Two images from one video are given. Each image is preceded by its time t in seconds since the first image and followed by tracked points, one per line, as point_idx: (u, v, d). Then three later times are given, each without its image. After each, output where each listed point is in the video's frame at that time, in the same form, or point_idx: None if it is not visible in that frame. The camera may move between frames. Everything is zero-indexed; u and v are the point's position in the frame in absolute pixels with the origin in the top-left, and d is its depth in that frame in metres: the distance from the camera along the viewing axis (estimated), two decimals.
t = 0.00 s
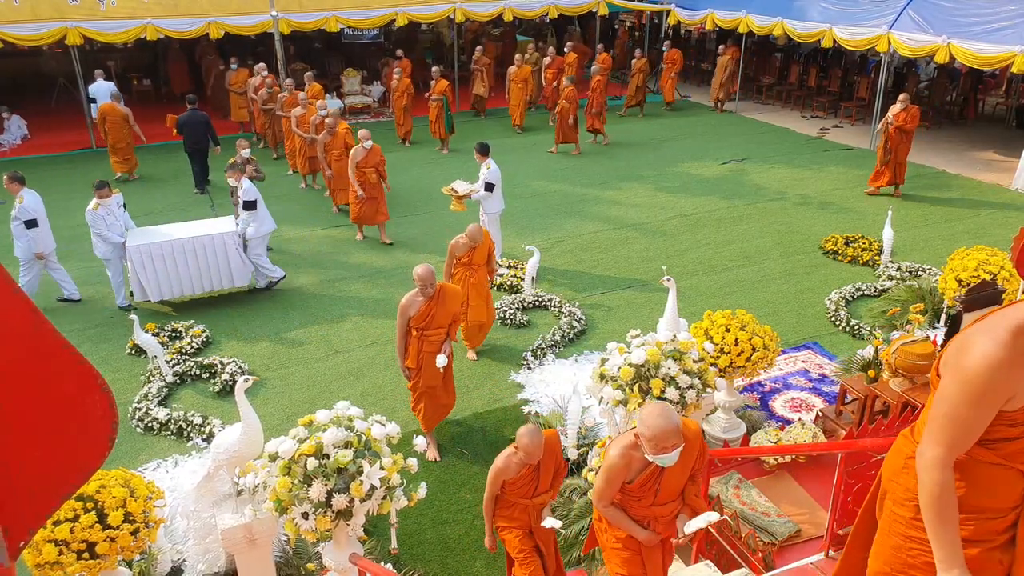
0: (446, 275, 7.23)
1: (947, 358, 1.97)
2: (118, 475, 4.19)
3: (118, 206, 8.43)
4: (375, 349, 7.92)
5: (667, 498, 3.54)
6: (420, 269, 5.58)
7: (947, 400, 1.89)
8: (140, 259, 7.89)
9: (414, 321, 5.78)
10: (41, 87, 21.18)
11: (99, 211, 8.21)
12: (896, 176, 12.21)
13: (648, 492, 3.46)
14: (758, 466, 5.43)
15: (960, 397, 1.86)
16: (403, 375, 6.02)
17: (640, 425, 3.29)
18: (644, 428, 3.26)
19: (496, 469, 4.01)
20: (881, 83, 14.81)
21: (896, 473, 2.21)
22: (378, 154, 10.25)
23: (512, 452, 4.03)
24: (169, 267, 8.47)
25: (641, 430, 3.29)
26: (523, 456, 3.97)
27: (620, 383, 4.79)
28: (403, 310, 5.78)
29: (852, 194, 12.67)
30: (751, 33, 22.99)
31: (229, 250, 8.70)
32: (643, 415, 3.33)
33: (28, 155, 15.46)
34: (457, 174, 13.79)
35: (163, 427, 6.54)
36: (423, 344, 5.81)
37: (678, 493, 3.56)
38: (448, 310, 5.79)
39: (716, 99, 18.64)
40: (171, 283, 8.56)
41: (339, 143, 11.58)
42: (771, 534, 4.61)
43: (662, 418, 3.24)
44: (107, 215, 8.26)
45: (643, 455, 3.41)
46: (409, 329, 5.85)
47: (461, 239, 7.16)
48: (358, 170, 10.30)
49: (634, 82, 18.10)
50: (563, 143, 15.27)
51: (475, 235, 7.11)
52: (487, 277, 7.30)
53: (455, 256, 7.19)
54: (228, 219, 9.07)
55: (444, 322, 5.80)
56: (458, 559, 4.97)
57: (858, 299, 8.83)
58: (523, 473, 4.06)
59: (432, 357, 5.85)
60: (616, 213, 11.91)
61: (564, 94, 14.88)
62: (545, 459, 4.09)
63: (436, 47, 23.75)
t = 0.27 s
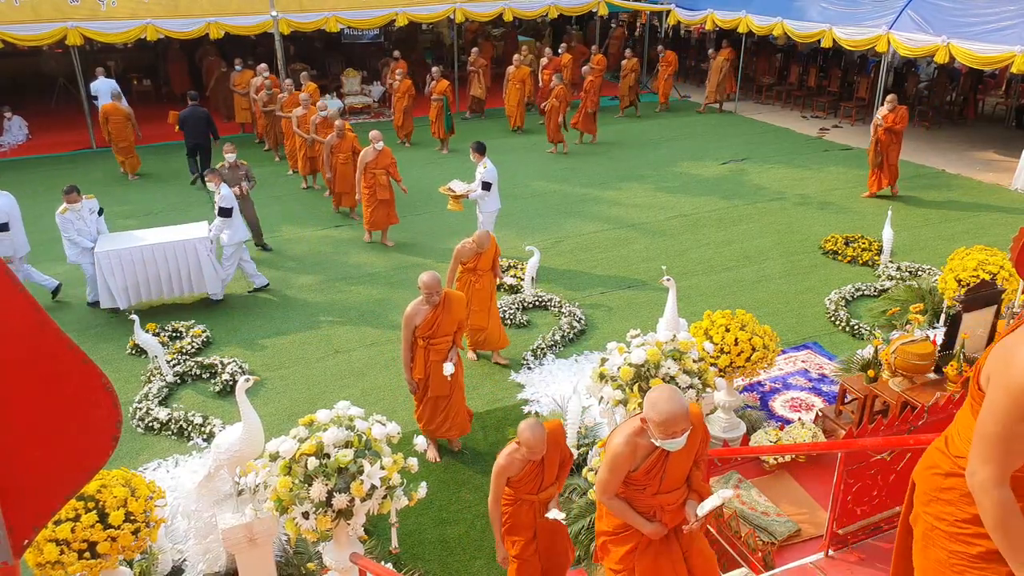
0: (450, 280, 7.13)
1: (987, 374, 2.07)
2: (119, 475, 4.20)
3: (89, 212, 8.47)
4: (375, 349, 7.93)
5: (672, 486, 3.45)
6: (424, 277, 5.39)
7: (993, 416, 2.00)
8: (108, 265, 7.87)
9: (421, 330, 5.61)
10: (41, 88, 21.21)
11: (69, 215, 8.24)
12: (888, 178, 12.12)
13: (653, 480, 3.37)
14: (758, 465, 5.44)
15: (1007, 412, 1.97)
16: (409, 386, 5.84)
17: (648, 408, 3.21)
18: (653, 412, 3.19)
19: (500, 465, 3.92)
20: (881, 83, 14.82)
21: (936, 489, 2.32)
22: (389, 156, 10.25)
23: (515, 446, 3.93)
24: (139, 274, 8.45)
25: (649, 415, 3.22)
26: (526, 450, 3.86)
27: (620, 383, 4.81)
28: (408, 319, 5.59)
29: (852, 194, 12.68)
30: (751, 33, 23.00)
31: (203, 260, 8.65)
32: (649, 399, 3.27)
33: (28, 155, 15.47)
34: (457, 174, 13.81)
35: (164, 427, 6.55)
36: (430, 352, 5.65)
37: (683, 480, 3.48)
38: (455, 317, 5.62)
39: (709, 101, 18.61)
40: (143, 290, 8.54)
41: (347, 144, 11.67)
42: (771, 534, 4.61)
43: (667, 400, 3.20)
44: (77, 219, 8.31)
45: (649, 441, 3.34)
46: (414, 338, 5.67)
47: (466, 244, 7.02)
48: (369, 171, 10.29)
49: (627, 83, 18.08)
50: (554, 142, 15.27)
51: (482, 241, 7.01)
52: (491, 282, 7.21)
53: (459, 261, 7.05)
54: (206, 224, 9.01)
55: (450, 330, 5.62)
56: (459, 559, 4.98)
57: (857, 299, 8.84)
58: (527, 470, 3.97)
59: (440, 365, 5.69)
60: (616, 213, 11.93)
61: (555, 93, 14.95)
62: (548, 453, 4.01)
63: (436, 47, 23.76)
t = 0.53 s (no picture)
0: (460, 285, 6.99)
1: None
2: (121, 475, 4.21)
3: (54, 219, 8.37)
4: (376, 349, 7.94)
5: (685, 490, 3.50)
6: (438, 287, 5.29)
7: None
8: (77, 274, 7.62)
9: (431, 344, 5.45)
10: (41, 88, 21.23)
11: (33, 222, 8.13)
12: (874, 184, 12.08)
13: (667, 484, 3.44)
14: (758, 466, 5.45)
15: None
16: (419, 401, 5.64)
17: (662, 412, 3.26)
18: (669, 416, 3.24)
19: (512, 459, 3.89)
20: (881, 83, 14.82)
21: (1006, 501, 2.35)
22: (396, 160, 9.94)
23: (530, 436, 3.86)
24: (109, 283, 8.22)
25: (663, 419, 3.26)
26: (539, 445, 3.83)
27: (620, 384, 4.81)
28: (419, 333, 5.42)
29: (852, 194, 12.70)
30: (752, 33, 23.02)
31: (177, 267, 8.44)
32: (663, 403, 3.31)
33: (28, 155, 15.48)
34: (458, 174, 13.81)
35: (164, 427, 6.56)
36: (440, 367, 5.49)
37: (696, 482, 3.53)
38: (465, 331, 5.46)
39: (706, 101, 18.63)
40: (112, 298, 8.30)
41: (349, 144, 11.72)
42: (771, 534, 4.62)
43: (682, 403, 3.24)
44: (41, 226, 8.20)
45: (661, 445, 3.41)
46: (425, 352, 5.51)
47: (479, 251, 6.90)
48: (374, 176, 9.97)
49: (620, 83, 18.04)
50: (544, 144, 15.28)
51: (496, 249, 6.88)
52: (501, 291, 7.07)
53: (471, 266, 6.91)
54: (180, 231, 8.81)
55: (461, 344, 5.47)
56: (460, 559, 4.99)
57: (857, 300, 8.86)
58: (539, 463, 3.95)
59: (451, 381, 5.52)
60: (616, 213, 11.94)
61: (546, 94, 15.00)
62: (558, 447, 4.00)
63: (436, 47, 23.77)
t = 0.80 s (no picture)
0: (466, 287, 6.85)
1: None
2: (121, 476, 4.21)
3: (22, 228, 8.37)
4: (376, 350, 7.94)
5: (719, 500, 3.37)
6: (455, 295, 5.12)
7: None
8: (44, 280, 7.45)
9: (447, 354, 5.30)
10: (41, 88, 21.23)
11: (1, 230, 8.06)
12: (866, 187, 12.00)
13: (702, 495, 3.28)
14: (758, 466, 5.46)
15: None
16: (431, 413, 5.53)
17: (710, 419, 3.03)
18: (719, 427, 2.97)
19: (533, 465, 3.75)
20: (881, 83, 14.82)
21: None
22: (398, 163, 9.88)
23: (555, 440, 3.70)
24: (79, 291, 8.10)
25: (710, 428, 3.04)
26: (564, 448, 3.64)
27: (620, 384, 4.81)
28: (433, 343, 5.26)
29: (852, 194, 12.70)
30: (752, 33, 23.03)
31: (150, 274, 8.33)
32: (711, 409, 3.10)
33: (28, 155, 15.47)
34: (458, 175, 13.80)
35: (164, 427, 6.56)
36: (456, 378, 5.34)
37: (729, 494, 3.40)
38: (483, 341, 5.32)
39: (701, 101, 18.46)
40: (83, 306, 8.19)
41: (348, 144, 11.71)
42: (771, 534, 4.63)
43: (736, 412, 2.98)
44: (8, 235, 8.14)
45: (703, 454, 3.20)
46: (440, 362, 5.36)
47: (487, 252, 6.76)
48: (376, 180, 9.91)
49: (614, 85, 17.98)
50: (536, 145, 15.28)
51: (505, 252, 6.75)
52: (508, 293, 6.95)
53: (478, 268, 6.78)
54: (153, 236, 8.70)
55: (479, 355, 5.35)
56: (460, 560, 4.98)
57: (858, 300, 8.85)
58: (562, 471, 3.83)
59: (467, 393, 5.39)
60: (616, 213, 11.95)
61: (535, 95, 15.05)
62: (581, 454, 3.85)
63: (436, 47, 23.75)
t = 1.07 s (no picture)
0: (465, 293, 6.77)
1: None
2: (118, 479, 4.21)
3: None
4: (375, 351, 7.93)
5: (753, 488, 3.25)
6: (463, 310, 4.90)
7: None
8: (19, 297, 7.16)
9: (454, 366, 5.08)
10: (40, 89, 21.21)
11: None
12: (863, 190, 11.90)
13: (736, 480, 3.17)
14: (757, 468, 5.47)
15: None
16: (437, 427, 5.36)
17: (750, 399, 2.95)
18: (761, 406, 2.90)
19: (544, 454, 3.73)
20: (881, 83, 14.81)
21: None
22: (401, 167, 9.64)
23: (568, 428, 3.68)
24: (52, 304, 7.85)
25: (751, 407, 2.95)
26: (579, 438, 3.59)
27: (618, 387, 4.81)
28: (441, 354, 5.05)
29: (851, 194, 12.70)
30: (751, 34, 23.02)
31: (124, 285, 8.11)
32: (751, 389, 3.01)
33: (27, 156, 15.46)
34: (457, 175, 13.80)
35: (163, 430, 6.55)
36: (464, 392, 5.12)
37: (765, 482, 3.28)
38: (493, 352, 5.09)
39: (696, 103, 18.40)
40: (55, 318, 7.95)
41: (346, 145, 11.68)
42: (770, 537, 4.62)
43: (779, 393, 2.90)
44: None
45: (739, 437, 3.10)
46: (448, 373, 5.15)
47: (483, 257, 6.64)
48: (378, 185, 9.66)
49: (608, 85, 18.00)
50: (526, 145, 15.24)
51: (501, 257, 6.57)
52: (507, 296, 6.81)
53: (474, 274, 6.69)
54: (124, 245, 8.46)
55: (487, 366, 5.10)
56: (458, 562, 4.98)
57: (857, 301, 8.85)
58: (574, 461, 3.79)
59: (474, 405, 5.16)
60: (615, 214, 11.95)
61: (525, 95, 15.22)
62: (596, 446, 3.82)
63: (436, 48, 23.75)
